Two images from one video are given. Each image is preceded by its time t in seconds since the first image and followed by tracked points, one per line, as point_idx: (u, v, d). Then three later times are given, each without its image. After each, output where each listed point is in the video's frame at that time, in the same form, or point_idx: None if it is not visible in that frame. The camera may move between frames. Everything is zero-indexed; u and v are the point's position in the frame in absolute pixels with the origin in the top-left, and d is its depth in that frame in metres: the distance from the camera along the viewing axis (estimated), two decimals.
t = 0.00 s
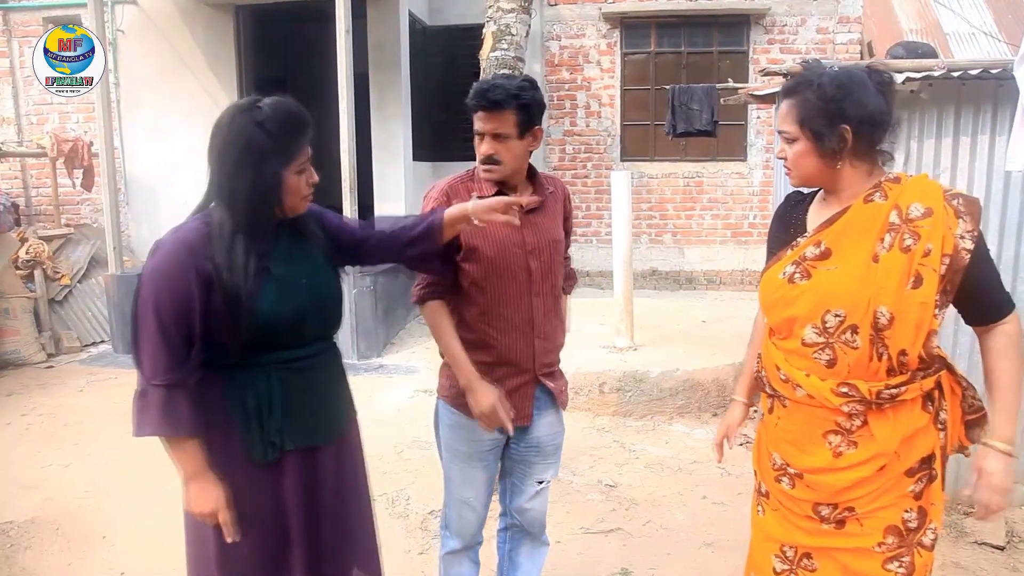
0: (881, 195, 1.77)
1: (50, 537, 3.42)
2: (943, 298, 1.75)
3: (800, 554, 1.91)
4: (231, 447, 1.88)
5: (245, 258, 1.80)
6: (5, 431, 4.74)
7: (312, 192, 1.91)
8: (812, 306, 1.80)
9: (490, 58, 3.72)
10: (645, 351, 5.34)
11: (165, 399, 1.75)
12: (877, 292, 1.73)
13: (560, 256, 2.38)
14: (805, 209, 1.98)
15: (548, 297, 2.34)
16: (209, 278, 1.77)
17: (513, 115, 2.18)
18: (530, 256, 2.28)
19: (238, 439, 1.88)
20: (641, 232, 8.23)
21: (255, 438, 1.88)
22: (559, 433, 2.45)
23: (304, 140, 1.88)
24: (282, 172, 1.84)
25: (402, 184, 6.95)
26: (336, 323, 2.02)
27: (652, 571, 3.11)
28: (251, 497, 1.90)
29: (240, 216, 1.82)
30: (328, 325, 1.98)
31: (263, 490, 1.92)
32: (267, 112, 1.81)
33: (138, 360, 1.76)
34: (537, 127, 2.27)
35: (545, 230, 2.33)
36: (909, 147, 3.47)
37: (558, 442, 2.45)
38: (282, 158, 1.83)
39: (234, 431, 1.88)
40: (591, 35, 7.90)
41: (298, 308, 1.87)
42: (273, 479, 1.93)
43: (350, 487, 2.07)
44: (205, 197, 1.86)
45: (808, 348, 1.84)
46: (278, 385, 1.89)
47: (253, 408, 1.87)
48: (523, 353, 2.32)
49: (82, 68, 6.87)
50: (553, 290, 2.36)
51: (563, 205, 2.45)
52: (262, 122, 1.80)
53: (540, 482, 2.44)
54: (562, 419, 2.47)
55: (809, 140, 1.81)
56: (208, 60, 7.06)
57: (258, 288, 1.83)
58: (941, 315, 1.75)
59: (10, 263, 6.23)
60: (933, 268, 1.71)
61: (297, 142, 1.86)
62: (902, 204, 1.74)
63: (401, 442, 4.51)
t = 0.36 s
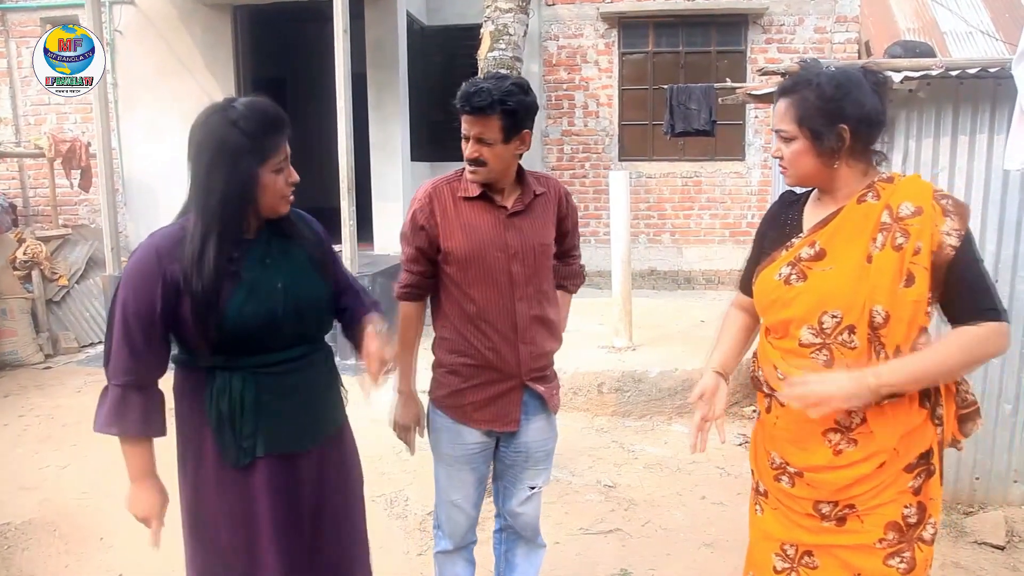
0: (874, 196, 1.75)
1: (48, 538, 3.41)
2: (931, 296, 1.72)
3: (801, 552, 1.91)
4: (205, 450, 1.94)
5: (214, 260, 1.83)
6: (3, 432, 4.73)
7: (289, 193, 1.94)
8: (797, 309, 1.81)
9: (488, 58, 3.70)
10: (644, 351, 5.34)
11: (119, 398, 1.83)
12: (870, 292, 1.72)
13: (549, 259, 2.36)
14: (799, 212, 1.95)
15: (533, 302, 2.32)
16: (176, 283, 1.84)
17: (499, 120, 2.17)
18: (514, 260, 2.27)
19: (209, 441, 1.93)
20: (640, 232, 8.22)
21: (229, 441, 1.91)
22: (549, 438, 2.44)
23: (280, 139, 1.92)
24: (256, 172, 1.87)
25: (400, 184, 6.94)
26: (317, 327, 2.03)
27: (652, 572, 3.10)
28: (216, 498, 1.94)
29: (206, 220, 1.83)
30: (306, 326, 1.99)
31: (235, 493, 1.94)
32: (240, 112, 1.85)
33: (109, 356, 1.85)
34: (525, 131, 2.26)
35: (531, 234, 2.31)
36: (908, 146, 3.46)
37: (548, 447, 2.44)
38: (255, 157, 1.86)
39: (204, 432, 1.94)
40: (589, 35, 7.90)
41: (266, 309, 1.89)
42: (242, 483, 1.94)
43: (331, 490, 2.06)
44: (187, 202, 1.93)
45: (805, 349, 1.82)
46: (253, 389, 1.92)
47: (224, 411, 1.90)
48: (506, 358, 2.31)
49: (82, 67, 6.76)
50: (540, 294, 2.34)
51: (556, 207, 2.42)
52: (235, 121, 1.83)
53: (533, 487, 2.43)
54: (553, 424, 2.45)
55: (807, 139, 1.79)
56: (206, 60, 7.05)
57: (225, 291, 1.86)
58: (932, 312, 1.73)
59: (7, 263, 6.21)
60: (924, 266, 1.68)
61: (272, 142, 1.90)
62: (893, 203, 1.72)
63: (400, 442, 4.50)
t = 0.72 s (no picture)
0: (864, 195, 1.76)
1: (48, 541, 3.41)
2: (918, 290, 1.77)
3: (803, 550, 1.91)
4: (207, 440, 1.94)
5: (221, 255, 1.85)
6: (3, 435, 4.72)
7: (292, 196, 1.93)
8: (798, 307, 1.81)
9: (488, 60, 3.70)
10: (644, 351, 5.34)
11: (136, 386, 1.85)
12: (863, 288, 1.73)
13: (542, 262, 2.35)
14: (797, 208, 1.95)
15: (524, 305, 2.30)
16: (184, 276, 1.85)
17: (490, 121, 2.17)
18: (504, 263, 2.26)
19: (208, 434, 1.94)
20: (640, 232, 8.22)
21: (228, 432, 1.92)
22: (544, 440, 2.43)
23: (288, 142, 1.92)
24: (260, 173, 1.87)
25: (399, 186, 6.94)
26: (317, 324, 2.05)
27: (653, 573, 3.10)
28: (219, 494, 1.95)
29: (217, 214, 1.84)
30: (308, 323, 2.01)
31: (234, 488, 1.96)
32: (248, 115, 1.85)
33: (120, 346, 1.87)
34: (518, 133, 2.25)
35: (523, 236, 2.29)
36: (907, 145, 3.46)
37: (544, 448, 2.43)
38: (261, 159, 1.86)
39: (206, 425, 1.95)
40: (588, 36, 7.90)
41: (270, 305, 1.91)
42: (248, 471, 1.96)
43: (327, 484, 2.10)
44: (197, 201, 1.93)
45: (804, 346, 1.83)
46: (255, 385, 1.94)
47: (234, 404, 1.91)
48: (499, 360, 2.31)
49: (82, 67, 6.76)
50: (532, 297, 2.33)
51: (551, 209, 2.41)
52: (241, 123, 1.83)
53: (528, 489, 2.42)
54: (547, 425, 2.44)
55: (836, 144, 1.73)
56: (205, 62, 7.05)
57: (232, 287, 1.87)
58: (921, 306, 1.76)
59: (7, 266, 6.21)
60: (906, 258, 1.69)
61: (280, 144, 1.89)
62: (876, 201, 1.73)
63: (401, 443, 4.50)
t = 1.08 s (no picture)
0: (863, 195, 1.77)
1: (52, 543, 3.41)
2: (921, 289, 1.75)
3: (809, 551, 1.90)
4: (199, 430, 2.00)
5: (217, 254, 1.89)
6: (6, 438, 4.72)
7: (284, 203, 1.93)
8: (795, 308, 1.80)
9: (487, 60, 3.69)
10: (646, 351, 5.33)
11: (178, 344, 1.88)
12: (866, 287, 1.73)
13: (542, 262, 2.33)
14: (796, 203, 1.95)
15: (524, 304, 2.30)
16: (186, 270, 1.88)
17: (487, 119, 2.18)
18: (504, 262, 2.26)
19: (202, 427, 1.98)
20: (641, 233, 8.21)
21: (221, 422, 1.96)
22: (545, 440, 2.42)
23: (289, 150, 1.92)
24: (254, 179, 1.89)
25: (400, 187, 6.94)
26: (312, 327, 2.05)
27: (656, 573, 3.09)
28: (219, 491, 1.97)
29: (218, 212, 1.88)
30: (300, 325, 2.02)
31: (232, 486, 1.98)
32: (247, 122, 1.87)
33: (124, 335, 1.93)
34: (516, 133, 2.25)
35: (523, 236, 2.29)
36: (909, 144, 3.46)
37: (545, 449, 2.43)
38: (255, 165, 1.87)
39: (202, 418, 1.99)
40: (588, 36, 7.89)
41: (261, 305, 1.93)
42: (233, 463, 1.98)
43: (322, 481, 2.10)
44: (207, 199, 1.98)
45: (806, 347, 1.82)
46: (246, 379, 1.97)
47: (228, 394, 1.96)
48: (499, 360, 2.30)
49: (83, 67, 6.74)
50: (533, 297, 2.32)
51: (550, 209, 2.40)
52: (239, 129, 1.86)
53: (529, 490, 2.41)
54: (549, 426, 2.44)
55: (827, 138, 1.75)
56: (206, 64, 7.05)
57: (226, 285, 1.90)
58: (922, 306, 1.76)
59: (9, 269, 6.15)
60: (905, 259, 1.71)
61: (282, 150, 1.91)
62: (879, 201, 1.74)
63: (403, 445, 4.50)
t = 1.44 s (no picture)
0: (873, 196, 1.70)
1: (67, 537, 3.45)
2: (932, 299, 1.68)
3: (783, 549, 1.85)
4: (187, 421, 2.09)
5: (202, 247, 1.98)
6: (20, 435, 4.76)
7: (264, 200, 1.98)
8: (808, 314, 1.73)
9: (497, 56, 3.69)
10: (657, 348, 5.33)
11: (173, 324, 1.96)
12: (876, 294, 1.66)
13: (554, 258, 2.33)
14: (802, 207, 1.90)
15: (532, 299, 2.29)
16: (176, 260, 1.97)
17: (492, 111, 2.19)
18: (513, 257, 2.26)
19: (192, 416, 2.08)
20: (651, 229, 8.19)
21: (208, 411, 2.04)
22: (552, 440, 2.41)
23: (268, 149, 1.96)
24: (234, 176, 1.94)
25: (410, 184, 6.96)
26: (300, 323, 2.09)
27: (667, 570, 3.08)
28: (206, 484, 2.05)
29: (205, 206, 1.97)
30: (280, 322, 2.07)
31: (216, 481, 2.05)
32: (226, 121, 1.93)
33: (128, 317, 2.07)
34: (522, 127, 2.25)
35: (531, 231, 2.28)
36: (922, 137, 3.46)
37: (551, 449, 2.42)
38: (232, 163, 1.92)
39: (193, 406, 2.08)
40: (598, 32, 7.88)
41: (243, 298, 2.00)
42: (214, 456, 2.05)
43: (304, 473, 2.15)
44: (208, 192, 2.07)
45: (808, 352, 1.77)
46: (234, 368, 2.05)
47: (214, 383, 2.04)
48: (503, 356, 2.30)
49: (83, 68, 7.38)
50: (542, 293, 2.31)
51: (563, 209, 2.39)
52: (218, 126, 1.93)
53: (539, 490, 2.41)
54: (556, 425, 2.43)
55: (812, 133, 1.76)
56: (216, 63, 7.08)
57: (208, 277, 1.99)
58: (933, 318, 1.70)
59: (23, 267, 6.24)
60: (928, 270, 1.63)
61: (266, 149, 1.96)
62: (895, 205, 1.67)
63: (414, 441, 4.51)
